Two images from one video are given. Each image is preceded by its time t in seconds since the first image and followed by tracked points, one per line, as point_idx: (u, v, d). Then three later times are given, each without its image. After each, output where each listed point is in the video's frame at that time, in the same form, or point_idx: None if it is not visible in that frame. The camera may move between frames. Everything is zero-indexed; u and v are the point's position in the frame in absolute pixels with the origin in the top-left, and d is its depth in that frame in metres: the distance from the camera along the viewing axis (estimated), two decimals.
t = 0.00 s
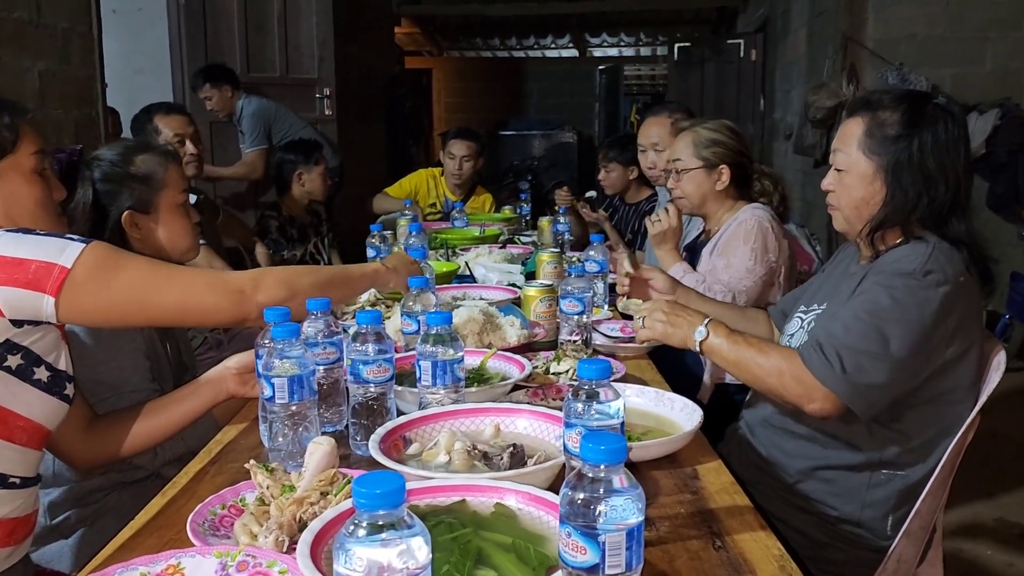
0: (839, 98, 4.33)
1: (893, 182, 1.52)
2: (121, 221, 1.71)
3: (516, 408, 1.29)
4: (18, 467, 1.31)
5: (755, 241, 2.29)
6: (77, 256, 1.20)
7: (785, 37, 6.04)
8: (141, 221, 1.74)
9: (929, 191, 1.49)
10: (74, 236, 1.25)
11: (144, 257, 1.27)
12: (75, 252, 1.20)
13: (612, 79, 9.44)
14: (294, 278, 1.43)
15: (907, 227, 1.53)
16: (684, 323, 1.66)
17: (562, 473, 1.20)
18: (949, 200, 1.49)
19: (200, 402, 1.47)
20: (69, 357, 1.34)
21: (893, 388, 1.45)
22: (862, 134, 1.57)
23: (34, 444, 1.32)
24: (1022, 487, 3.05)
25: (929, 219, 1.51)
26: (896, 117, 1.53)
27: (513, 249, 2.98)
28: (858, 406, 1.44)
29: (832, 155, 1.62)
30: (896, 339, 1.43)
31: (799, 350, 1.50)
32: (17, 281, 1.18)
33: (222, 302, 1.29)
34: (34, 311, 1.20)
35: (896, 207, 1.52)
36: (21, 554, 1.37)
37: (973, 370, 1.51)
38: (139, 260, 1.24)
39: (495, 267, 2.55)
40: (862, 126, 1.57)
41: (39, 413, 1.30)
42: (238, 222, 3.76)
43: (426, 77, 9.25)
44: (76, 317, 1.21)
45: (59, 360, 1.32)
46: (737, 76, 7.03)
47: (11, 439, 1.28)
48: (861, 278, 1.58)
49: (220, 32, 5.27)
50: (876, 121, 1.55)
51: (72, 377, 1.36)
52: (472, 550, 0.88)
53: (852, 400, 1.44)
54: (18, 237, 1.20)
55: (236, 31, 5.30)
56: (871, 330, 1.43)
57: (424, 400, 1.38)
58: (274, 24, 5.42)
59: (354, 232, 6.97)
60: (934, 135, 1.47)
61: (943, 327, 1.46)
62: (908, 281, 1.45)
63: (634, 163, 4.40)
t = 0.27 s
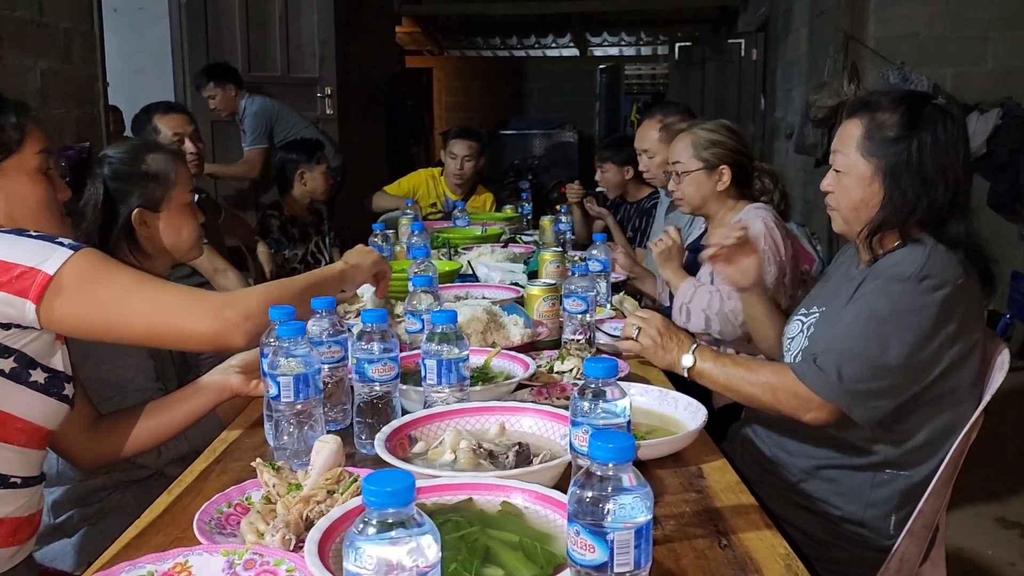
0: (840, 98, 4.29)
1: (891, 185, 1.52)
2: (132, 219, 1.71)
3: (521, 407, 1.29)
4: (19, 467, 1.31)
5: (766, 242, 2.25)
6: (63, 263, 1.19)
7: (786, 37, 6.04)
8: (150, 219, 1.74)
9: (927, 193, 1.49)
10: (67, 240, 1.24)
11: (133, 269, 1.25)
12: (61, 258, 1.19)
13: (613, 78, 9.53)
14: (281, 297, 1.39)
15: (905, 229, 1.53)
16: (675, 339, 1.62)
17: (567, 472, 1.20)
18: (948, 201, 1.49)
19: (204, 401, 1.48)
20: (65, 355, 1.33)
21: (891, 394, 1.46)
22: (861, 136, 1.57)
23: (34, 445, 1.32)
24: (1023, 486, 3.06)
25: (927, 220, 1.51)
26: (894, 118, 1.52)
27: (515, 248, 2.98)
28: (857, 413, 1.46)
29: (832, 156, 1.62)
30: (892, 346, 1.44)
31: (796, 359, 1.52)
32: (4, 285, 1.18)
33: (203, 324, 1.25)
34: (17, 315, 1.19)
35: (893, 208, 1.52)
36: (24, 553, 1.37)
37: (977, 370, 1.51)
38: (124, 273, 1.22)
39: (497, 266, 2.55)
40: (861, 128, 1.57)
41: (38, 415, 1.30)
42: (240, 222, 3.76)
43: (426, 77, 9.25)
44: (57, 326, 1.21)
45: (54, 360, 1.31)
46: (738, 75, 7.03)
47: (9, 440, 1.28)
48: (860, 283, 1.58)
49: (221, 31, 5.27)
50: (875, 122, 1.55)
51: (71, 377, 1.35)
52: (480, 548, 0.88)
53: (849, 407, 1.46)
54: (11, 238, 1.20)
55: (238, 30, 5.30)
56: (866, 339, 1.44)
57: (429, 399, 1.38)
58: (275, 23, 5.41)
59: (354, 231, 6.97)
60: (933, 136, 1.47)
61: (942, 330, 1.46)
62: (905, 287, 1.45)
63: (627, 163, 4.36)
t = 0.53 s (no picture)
0: (839, 99, 4.35)
1: (888, 189, 1.52)
2: (154, 217, 1.72)
3: (521, 408, 1.28)
4: (16, 468, 1.31)
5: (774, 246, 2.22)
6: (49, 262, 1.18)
7: (786, 38, 6.04)
8: (168, 219, 1.75)
9: (924, 197, 1.50)
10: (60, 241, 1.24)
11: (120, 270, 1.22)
12: (48, 258, 1.18)
13: (612, 79, 9.62)
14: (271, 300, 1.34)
15: (905, 232, 1.52)
16: (672, 341, 1.62)
17: (567, 473, 1.20)
18: (945, 204, 1.50)
19: (203, 402, 1.47)
20: (60, 355, 1.33)
21: (891, 400, 1.47)
22: (857, 140, 1.57)
23: (30, 446, 1.32)
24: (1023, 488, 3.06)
25: (925, 224, 1.51)
26: (890, 121, 1.52)
27: (515, 249, 2.97)
28: (857, 418, 1.46)
29: (830, 160, 1.62)
30: (893, 352, 1.44)
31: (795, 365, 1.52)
32: None
33: (188, 325, 1.20)
34: (6, 313, 1.19)
35: (891, 213, 1.52)
36: (22, 555, 1.37)
37: (978, 373, 1.51)
38: (108, 273, 1.19)
39: (497, 267, 2.55)
40: (856, 132, 1.57)
41: (32, 416, 1.30)
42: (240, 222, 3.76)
43: (426, 77, 9.25)
44: (43, 326, 1.19)
45: (50, 361, 1.31)
46: (738, 76, 7.03)
47: (3, 442, 1.28)
48: (860, 288, 1.58)
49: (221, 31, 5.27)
50: (870, 126, 1.54)
51: (66, 379, 1.35)
52: (480, 550, 0.87)
53: (849, 413, 1.46)
54: (3, 239, 1.20)
55: (238, 29, 5.29)
56: (865, 346, 1.44)
57: (428, 400, 1.38)
58: (275, 23, 5.41)
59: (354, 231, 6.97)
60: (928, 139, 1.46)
61: (943, 335, 1.46)
62: (904, 293, 1.45)
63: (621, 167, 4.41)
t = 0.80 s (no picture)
0: (839, 101, 4.37)
1: (879, 196, 1.53)
2: (151, 215, 1.71)
3: (521, 410, 1.28)
4: (19, 469, 1.31)
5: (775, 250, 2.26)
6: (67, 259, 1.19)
7: (786, 40, 6.05)
8: (166, 220, 1.74)
9: (917, 201, 1.50)
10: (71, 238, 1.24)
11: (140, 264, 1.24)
12: (67, 256, 1.18)
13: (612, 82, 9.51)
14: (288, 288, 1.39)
15: (904, 235, 1.52)
16: (668, 341, 1.63)
17: (568, 475, 1.20)
18: (941, 206, 1.49)
19: (205, 403, 1.48)
20: (68, 356, 1.33)
21: (890, 403, 1.47)
22: (847, 148, 1.58)
23: (33, 447, 1.32)
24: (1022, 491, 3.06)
25: (924, 226, 1.50)
26: (876, 126, 1.53)
27: (515, 251, 2.98)
28: (856, 422, 1.47)
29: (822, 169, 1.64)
30: (893, 355, 1.45)
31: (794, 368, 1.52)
32: (8, 283, 1.17)
33: (216, 313, 1.24)
34: (23, 313, 1.18)
35: (886, 218, 1.53)
36: (24, 556, 1.37)
37: (978, 377, 1.51)
38: (133, 266, 1.21)
39: (497, 269, 2.56)
40: (846, 140, 1.58)
41: (38, 416, 1.30)
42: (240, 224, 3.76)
43: (426, 79, 9.26)
44: (63, 322, 1.19)
45: (57, 362, 1.31)
46: (737, 78, 7.05)
47: (9, 442, 1.28)
48: (860, 293, 1.58)
49: (222, 33, 5.28)
50: (858, 133, 1.55)
51: (72, 379, 1.35)
52: (481, 553, 0.88)
53: (849, 416, 1.46)
54: (14, 238, 1.20)
55: (238, 31, 5.31)
56: (866, 349, 1.44)
57: (429, 402, 1.38)
58: (275, 25, 5.42)
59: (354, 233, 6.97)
60: (916, 142, 1.46)
61: (944, 339, 1.46)
62: (904, 297, 1.45)
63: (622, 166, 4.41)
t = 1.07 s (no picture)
0: (839, 103, 4.38)
1: (876, 199, 1.52)
2: (114, 217, 1.70)
3: (522, 412, 1.28)
4: (28, 468, 1.31)
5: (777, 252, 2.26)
6: (92, 257, 1.19)
7: (786, 42, 6.05)
8: (134, 221, 1.73)
9: (913, 204, 1.49)
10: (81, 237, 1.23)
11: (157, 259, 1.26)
12: (90, 254, 1.18)
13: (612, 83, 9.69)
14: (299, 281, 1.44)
15: (905, 237, 1.53)
16: (671, 345, 1.64)
17: (568, 477, 1.20)
18: (938, 208, 1.48)
19: (205, 403, 1.47)
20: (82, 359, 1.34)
21: (893, 405, 1.47)
22: (845, 152, 1.58)
23: (44, 447, 1.32)
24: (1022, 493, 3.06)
25: (926, 228, 1.50)
26: (874, 130, 1.52)
27: (516, 252, 2.98)
28: (859, 423, 1.47)
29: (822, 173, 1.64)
30: (897, 356, 1.45)
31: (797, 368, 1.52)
32: (33, 282, 1.17)
33: (234, 304, 1.30)
34: (49, 311, 1.18)
35: (884, 219, 1.52)
36: (26, 556, 1.37)
37: (981, 379, 1.51)
38: (155, 262, 1.23)
39: (497, 271, 2.56)
40: (844, 144, 1.58)
41: (49, 415, 1.30)
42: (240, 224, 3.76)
43: (426, 80, 9.28)
44: (89, 319, 1.19)
45: (72, 363, 1.32)
46: (737, 80, 7.05)
47: (21, 440, 1.28)
48: (865, 294, 1.58)
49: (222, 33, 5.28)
50: (855, 137, 1.56)
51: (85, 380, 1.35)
52: (482, 554, 0.88)
53: (851, 417, 1.46)
54: (34, 238, 1.20)
55: (239, 33, 5.33)
56: (870, 350, 1.44)
57: (430, 403, 1.38)
58: (276, 26, 5.42)
59: (354, 234, 6.98)
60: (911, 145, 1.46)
61: (947, 341, 1.46)
62: (908, 298, 1.46)
63: (623, 164, 4.42)
